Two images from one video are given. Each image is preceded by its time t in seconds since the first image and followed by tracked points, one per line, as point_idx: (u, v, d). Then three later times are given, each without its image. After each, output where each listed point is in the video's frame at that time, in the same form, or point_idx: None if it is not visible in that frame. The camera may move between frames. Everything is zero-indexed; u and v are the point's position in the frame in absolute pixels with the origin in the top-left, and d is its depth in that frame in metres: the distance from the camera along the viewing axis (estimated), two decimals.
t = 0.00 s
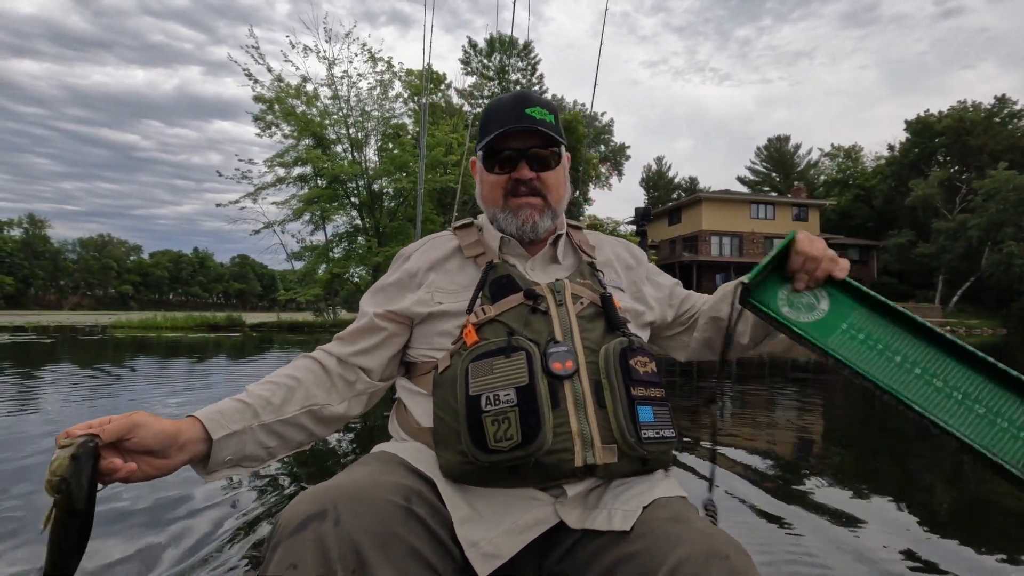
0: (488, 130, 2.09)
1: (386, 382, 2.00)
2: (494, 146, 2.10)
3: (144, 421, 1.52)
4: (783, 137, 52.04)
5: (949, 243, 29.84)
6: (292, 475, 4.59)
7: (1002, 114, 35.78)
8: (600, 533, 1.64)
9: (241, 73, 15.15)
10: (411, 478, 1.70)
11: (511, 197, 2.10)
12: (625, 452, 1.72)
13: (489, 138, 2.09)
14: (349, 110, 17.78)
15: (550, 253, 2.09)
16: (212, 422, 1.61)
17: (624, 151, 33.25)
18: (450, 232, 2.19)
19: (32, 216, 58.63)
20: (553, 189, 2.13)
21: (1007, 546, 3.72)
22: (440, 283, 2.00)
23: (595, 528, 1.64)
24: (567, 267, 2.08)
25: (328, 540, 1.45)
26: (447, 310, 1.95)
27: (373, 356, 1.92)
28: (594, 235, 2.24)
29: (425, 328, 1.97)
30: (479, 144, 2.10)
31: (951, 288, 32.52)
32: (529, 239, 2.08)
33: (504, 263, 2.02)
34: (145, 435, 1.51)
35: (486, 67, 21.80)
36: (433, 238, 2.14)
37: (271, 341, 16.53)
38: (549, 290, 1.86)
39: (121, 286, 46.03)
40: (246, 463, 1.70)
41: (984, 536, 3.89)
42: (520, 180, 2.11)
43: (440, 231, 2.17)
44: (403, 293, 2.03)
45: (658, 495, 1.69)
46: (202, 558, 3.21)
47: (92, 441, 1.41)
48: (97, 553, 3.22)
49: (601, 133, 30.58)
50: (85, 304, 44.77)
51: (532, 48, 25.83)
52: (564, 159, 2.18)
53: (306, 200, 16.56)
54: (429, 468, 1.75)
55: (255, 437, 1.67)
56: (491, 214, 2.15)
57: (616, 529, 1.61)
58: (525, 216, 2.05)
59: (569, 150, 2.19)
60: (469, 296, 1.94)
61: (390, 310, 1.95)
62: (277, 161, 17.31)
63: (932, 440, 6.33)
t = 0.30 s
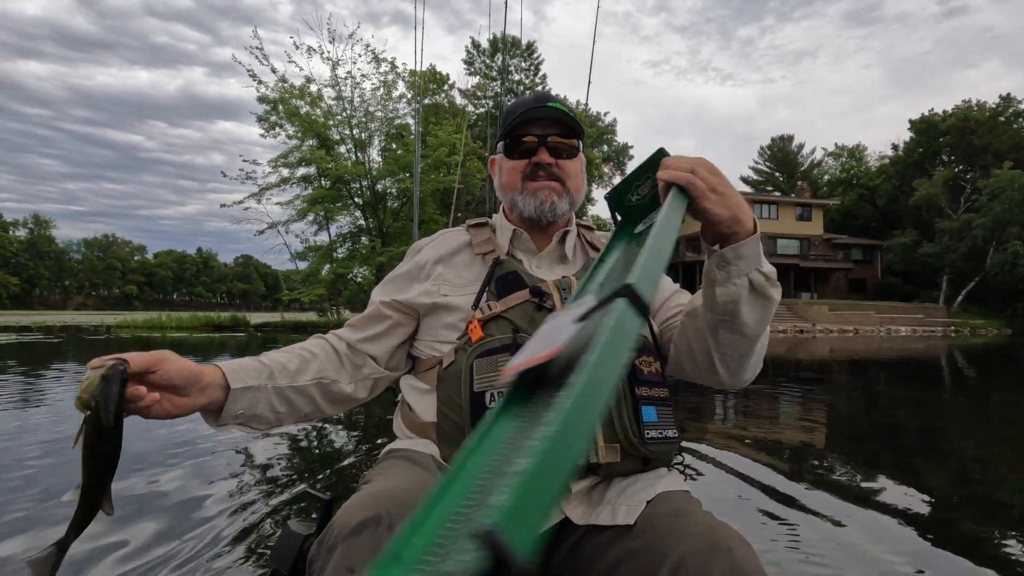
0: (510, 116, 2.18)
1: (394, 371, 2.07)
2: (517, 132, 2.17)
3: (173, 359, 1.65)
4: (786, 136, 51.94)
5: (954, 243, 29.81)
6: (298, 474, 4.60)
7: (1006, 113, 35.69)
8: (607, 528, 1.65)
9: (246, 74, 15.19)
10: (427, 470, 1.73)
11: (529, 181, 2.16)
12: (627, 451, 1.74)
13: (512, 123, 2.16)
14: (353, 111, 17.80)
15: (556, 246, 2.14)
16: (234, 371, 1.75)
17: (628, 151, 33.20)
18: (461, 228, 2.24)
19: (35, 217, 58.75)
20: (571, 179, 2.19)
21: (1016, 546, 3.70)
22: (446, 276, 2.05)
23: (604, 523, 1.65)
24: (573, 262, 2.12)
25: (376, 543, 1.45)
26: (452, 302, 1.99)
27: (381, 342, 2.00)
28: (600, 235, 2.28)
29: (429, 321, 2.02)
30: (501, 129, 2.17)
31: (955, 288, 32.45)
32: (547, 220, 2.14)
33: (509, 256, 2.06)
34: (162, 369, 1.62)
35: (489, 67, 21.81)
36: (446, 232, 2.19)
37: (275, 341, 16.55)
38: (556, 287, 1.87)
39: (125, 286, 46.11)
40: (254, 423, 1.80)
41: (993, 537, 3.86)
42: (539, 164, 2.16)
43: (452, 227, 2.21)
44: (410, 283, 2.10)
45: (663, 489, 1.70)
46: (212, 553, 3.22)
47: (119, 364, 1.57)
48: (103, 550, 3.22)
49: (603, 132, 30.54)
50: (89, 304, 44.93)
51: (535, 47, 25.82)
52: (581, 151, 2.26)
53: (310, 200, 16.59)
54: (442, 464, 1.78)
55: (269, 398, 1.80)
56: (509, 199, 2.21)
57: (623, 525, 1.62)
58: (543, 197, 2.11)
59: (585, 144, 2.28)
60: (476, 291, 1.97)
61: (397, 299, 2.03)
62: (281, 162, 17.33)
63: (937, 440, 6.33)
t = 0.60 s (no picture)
0: (538, 113, 2.26)
1: (393, 358, 2.23)
2: (542, 129, 2.26)
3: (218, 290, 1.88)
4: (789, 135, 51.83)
5: (957, 242, 29.83)
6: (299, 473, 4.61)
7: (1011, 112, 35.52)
8: (603, 526, 1.67)
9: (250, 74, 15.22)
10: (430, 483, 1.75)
11: (551, 176, 2.24)
12: (614, 461, 1.74)
13: (540, 119, 2.27)
14: (356, 111, 17.83)
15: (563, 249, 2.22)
16: (269, 320, 1.97)
17: (630, 151, 33.20)
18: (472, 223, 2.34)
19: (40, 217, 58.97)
20: (592, 180, 2.27)
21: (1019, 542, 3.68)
22: (445, 271, 2.16)
23: (598, 521, 1.67)
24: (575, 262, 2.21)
25: (386, 554, 1.46)
26: (451, 300, 2.10)
27: (386, 322, 2.16)
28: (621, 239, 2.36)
29: (427, 317, 2.14)
30: (528, 125, 2.26)
31: (959, 288, 32.33)
32: (566, 216, 2.22)
33: (511, 253, 2.17)
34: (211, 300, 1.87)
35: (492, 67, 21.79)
36: (454, 226, 2.30)
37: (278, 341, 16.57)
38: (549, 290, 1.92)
39: (130, 286, 46.21)
40: (270, 372, 1.99)
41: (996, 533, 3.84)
42: (563, 161, 2.25)
43: (464, 221, 2.33)
44: (415, 275, 2.26)
45: (661, 485, 1.74)
46: (222, 554, 3.28)
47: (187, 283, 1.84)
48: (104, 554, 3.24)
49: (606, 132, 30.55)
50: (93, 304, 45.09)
51: (538, 47, 25.81)
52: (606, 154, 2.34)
53: (313, 201, 16.61)
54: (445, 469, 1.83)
55: (289, 353, 2.00)
56: (530, 193, 2.29)
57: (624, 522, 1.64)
58: (564, 193, 2.20)
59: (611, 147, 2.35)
60: (472, 290, 2.07)
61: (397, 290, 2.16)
62: (284, 162, 17.37)
63: (940, 440, 6.32)
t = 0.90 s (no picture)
0: (568, 110, 2.32)
1: (401, 358, 2.25)
2: (571, 126, 2.32)
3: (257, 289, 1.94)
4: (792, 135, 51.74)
5: (960, 241, 29.91)
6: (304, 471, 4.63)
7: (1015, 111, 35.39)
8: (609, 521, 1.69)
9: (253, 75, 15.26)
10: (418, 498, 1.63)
11: (575, 177, 2.30)
12: (616, 461, 1.78)
13: (572, 115, 2.31)
14: (359, 111, 17.84)
15: (574, 250, 2.23)
16: (301, 321, 2.00)
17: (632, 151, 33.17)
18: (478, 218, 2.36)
19: (43, 217, 59.06)
20: (612, 184, 2.36)
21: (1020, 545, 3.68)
22: (450, 270, 2.17)
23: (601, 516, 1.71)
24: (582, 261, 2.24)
25: (377, 558, 1.44)
26: (451, 301, 2.10)
27: (394, 322, 2.16)
28: (629, 240, 2.42)
29: (429, 317, 2.15)
30: (558, 120, 2.31)
31: (962, 288, 32.26)
32: (584, 221, 2.28)
33: (516, 258, 2.17)
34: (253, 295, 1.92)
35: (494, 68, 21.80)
36: (460, 223, 2.30)
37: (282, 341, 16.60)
38: (548, 288, 1.99)
39: (132, 286, 46.30)
40: (294, 376, 2.00)
41: (998, 535, 3.84)
42: (590, 161, 2.32)
43: (467, 218, 2.34)
44: (418, 275, 2.24)
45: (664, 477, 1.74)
46: (235, 554, 3.32)
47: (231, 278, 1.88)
48: (110, 552, 3.25)
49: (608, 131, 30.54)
50: (96, 304, 45.28)
51: (540, 46, 25.79)
52: (628, 160, 2.42)
53: (316, 201, 16.63)
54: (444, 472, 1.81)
55: (313, 355, 2.01)
56: (549, 191, 2.32)
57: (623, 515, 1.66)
58: (585, 198, 2.26)
59: (634, 154, 2.44)
60: (471, 290, 2.09)
61: (403, 292, 2.17)
62: (288, 162, 17.40)
63: (944, 441, 6.31)
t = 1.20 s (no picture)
0: (559, 110, 2.31)
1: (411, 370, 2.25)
2: (563, 126, 2.31)
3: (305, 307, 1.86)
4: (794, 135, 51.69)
5: (964, 240, 30.12)
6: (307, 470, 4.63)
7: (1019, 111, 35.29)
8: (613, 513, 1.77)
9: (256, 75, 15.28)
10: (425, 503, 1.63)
11: (569, 178, 2.30)
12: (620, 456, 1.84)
13: (563, 115, 2.31)
14: (362, 111, 17.85)
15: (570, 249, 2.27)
16: (343, 345, 1.98)
17: (635, 151, 33.13)
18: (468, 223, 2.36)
19: (47, 218, 59.27)
20: (605, 183, 2.37)
21: None
22: (448, 276, 2.17)
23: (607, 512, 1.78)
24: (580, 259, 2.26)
25: (380, 559, 1.44)
26: (450, 306, 2.11)
27: (401, 335, 2.16)
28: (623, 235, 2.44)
29: (429, 323, 2.15)
30: (548, 121, 2.30)
31: (965, 287, 32.19)
32: (580, 221, 2.28)
33: (514, 259, 2.18)
34: (299, 312, 1.79)
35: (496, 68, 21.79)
36: (454, 229, 2.30)
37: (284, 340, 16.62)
38: (548, 287, 2.01)
39: (135, 286, 46.40)
40: (338, 404, 1.94)
41: (1004, 536, 3.81)
42: (582, 161, 2.32)
43: (458, 224, 2.33)
44: (416, 282, 2.25)
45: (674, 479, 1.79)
46: (239, 552, 3.31)
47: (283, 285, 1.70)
48: (114, 550, 3.26)
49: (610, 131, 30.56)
50: (99, 304, 45.53)
51: (542, 46, 25.79)
52: (618, 157, 2.44)
53: (319, 201, 16.65)
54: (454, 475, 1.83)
55: (345, 377, 1.95)
56: (543, 192, 2.32)
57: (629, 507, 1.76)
58: (582, 198, 2.26)
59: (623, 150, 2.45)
60: (470, 292, 2.09)
61: (404, 303, 2.17)
62: (290, 162, 17.43)
63: (949, 441, 6.28)
